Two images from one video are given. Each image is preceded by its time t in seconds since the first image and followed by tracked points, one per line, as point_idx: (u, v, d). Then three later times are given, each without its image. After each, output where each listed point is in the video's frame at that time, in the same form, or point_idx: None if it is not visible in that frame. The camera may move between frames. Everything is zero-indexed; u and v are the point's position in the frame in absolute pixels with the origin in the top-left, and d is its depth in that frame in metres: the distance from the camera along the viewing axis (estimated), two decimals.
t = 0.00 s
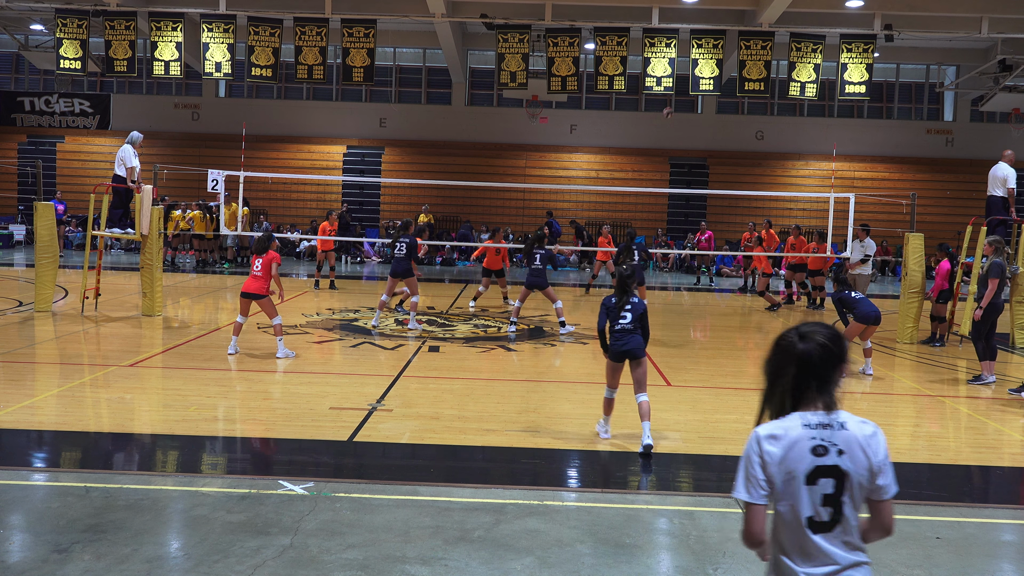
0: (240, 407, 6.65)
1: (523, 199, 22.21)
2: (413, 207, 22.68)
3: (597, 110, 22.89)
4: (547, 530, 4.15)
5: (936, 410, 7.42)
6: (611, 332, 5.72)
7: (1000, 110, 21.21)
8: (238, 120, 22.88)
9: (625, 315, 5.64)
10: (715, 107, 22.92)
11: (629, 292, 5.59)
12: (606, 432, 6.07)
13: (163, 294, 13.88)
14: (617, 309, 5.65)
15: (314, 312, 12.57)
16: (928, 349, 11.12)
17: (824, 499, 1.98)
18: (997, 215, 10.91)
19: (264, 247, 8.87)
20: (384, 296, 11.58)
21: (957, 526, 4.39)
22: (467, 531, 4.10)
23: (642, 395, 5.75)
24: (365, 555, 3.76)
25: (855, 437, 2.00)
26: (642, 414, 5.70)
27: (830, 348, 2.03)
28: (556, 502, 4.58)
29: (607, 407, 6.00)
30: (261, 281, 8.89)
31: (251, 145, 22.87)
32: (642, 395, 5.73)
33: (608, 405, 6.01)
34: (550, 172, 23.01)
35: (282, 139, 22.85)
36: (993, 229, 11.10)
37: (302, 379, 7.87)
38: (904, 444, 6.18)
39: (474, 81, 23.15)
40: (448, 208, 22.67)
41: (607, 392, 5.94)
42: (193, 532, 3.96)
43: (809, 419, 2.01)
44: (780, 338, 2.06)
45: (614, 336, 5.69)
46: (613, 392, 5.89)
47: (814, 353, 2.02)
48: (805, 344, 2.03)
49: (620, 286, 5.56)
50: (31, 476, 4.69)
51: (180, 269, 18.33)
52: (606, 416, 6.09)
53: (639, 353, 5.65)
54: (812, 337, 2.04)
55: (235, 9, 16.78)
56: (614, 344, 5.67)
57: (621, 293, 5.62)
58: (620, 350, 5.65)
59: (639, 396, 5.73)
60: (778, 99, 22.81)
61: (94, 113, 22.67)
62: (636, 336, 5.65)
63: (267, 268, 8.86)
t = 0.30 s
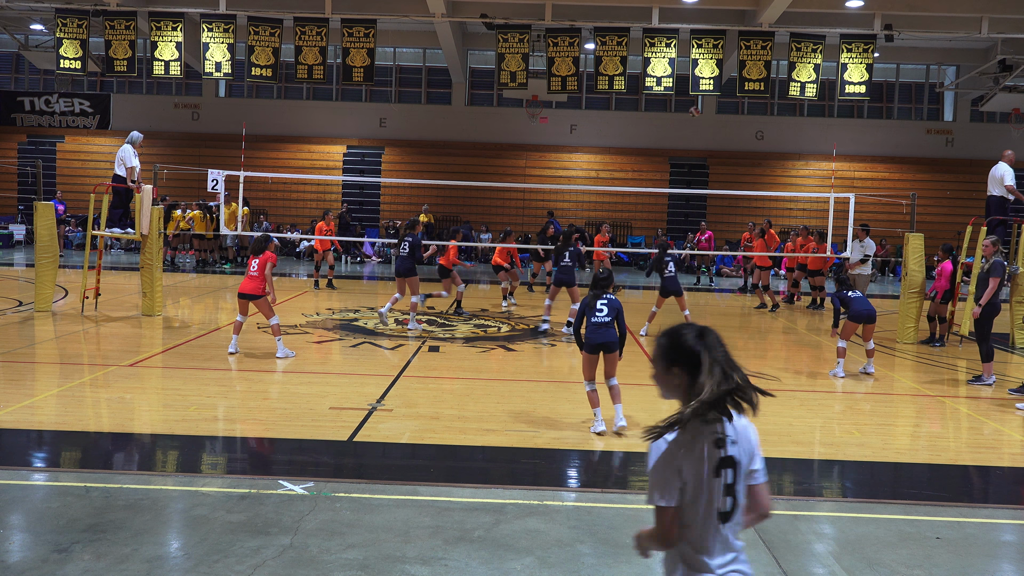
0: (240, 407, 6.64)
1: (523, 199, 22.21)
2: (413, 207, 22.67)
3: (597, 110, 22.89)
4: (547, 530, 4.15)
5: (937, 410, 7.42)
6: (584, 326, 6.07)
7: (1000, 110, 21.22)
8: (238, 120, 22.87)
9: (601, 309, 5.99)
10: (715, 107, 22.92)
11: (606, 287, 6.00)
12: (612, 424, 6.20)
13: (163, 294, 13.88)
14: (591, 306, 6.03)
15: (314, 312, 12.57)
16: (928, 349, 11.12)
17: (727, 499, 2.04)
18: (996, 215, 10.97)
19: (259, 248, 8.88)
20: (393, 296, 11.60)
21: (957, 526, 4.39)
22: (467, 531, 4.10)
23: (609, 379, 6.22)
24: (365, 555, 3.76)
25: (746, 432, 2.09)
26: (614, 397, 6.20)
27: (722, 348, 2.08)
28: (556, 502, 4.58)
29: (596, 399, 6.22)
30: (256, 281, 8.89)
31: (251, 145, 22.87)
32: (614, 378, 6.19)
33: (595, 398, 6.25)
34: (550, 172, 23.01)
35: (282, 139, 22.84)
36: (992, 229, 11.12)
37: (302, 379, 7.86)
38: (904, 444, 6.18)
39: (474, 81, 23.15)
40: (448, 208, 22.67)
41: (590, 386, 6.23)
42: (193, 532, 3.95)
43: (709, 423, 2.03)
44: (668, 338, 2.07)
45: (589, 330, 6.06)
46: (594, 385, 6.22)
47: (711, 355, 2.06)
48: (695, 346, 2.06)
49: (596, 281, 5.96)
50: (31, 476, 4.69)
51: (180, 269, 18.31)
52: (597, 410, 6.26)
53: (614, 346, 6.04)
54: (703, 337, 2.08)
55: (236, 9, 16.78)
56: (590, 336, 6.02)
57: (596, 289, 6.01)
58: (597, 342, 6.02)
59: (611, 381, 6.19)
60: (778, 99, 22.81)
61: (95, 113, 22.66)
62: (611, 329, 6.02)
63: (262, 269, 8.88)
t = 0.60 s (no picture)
0: (240, 407, 6.65)
1: (523, 199, 22.21)
2: (413, 207, 22.68)
3: (597, 110, 22.89)
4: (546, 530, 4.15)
5: (936, 410, 7.42)
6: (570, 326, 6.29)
7: (1000, 110, 21.22)
8: (238, 120, 22.87)
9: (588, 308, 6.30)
10: (715, 107, 22.92)
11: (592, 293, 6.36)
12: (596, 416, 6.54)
13: (163, 294, 13.88)
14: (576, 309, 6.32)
15: (314, 312, 12.57)
16: (928, 349, 11.12)
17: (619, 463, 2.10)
18: (996, 215, 10.95)
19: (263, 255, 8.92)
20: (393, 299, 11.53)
21: (957, 526, 4.39)
22: (467, 531, 4.10)
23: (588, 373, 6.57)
24: (365, 555, 3.76)
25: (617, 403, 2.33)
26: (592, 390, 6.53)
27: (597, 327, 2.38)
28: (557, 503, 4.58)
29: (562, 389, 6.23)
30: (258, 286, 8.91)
31: (250, 145, 22.87)
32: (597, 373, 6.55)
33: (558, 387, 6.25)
34: (550, 172, 23.00)
35: (282, 139, 22.85)
36: (992, 229, 11.13)
37: (302, 379, 7.87)
38: (904, 444, 6.18)
39: (474, 81, 23.15)
40: (448, 208, 22.68)
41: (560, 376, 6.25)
42: (193, 532, 3.95)
43: (597, 394, 2.26)
44: (558, 318, 2.30)
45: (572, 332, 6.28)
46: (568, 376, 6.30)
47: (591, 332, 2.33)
48: (574, 324, 2.33)
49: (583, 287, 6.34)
50: (31, 476, 4.69)
51: (180, 269, 18.31)
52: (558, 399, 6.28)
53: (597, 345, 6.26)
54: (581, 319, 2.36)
55: (235, 9, 16.79)
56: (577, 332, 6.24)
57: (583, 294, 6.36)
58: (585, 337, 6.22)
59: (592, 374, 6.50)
60: (778, 99, 22.80)
61: (95, 113, 22.66)
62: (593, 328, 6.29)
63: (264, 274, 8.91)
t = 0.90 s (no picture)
0: (240, 407, 6.65)
1: (523, 199, 22.21)
2: (413, 207, 22.68)
3: (597, 110, 22.89)
4: (546, 530, 4.15)
5: (936, 411, 7.42)
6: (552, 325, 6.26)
7: (1000, 110, 21.22)
8: (238, 120, 22.87)
9: (568, 307, 6.22)
10: (715, 107, 22.92)
11: (575, 291, 6.26)
12: (584, 416, 6.48)
13: (163, 294, 13.89)
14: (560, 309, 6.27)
15: (314, 312, 12.57)
16: (928, 349, 11.12)
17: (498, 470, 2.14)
18: (996, 215, 10.94)
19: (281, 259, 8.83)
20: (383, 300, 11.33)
21: (957, 526, 4.39)
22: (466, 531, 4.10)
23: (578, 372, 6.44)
24: (365, 555, 3.76)
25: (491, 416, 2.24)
26: (580, 391, 6.43)
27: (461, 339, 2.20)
28: (557, 502, 4.58)
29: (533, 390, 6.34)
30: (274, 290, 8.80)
31: (250, 145, 22.86)
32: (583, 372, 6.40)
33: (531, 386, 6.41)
34: (550, 172, 23.00)
35: (282, 139, 22.85)
36: (992, 229, 11.14)
37: (302, 379, 7.86)
38: (904, 444, 6.18)
39: (474, 81, 23.15)
40: (448, 208, 22.69)
41: (535, 376, 6.33)
42: (193, 532, 3.95)
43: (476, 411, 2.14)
44: (426, 338, 2.08)
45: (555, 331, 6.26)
46: (543, 377, 6.35)
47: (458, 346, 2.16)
48: (443, 341, 2.12)
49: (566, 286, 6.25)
50: (31, 476, 4.69)
51: (180, 269, 18.32)
52: (526, 399, 6.46)
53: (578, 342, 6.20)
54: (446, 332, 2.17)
55: (235, 8, 16.79)
56: (556, 332, 6.19)
57: (565, 293, 6.27)
58: (563, 336, 6.16)
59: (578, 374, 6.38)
60: (778, 99, 22.80)
61: (95, 113, 22.67)
62: (573, 325, 6.18)
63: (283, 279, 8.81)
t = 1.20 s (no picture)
0: (240, 407, 6.64)
1: (523, 199, 22.21)
2: (413, 207, 22.68)
3: (597, 110, 22.89)
4: (546, 530, 4.15)
5: (936, 410, 7.42)
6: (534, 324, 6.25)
7: (1000, 110, 21.22)
8: (238, 120, 22.87)
9: (551, 307, 6.21)
10: (715, 107, 22.92)
11: (559, 291, 6.26)
12: (583, 417, 6.48)
13: (163, 294, 13.89)
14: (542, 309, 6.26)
15: (314, 312, 12.57)
16: (928, 349, 11.12)
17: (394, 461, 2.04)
18: (996, 215, 10.95)
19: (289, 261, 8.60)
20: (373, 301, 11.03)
21: (957, 526, 4.39)
22: (467, 531, 4.10)
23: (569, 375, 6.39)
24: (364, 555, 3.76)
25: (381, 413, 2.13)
26: (575, 394, 6.38)
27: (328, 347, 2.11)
28: (557, 502, 4.58)
29: (525, 391, 6.29)
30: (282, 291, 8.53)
31: (251, 145, 22.87)
32: (574, 376, 6.35)
33: (523, 389, 6.35)
34: (550, 172, 23.00)
35: (282, 139, 22.85)
36: (992, 230, 11.14)
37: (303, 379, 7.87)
38: (904, 444, 6.18)
39: (474, 81, 23.15)
40: (448, 208, 22.68)
41: (524, 377, 6.28)
42: (193, 532, 3.95)
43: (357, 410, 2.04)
44: (282, 351, 2.00)
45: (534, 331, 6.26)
46: (532, 379, 6.30)
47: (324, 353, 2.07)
48: (312, 349, 2.04)
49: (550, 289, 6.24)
50: (31, 476, 4.69)
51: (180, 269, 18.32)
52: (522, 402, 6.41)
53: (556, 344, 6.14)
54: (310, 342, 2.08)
55: (235, 9, 16.80)
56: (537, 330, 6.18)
57: (550, 294, 6.25)
58: (543, 336, 6.13)
59: (569, 377, 6.33)
60: (778, 99, 22.80)
61: (95, 113, 22.66)
62: (556, 326, 6.15)
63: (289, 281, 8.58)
